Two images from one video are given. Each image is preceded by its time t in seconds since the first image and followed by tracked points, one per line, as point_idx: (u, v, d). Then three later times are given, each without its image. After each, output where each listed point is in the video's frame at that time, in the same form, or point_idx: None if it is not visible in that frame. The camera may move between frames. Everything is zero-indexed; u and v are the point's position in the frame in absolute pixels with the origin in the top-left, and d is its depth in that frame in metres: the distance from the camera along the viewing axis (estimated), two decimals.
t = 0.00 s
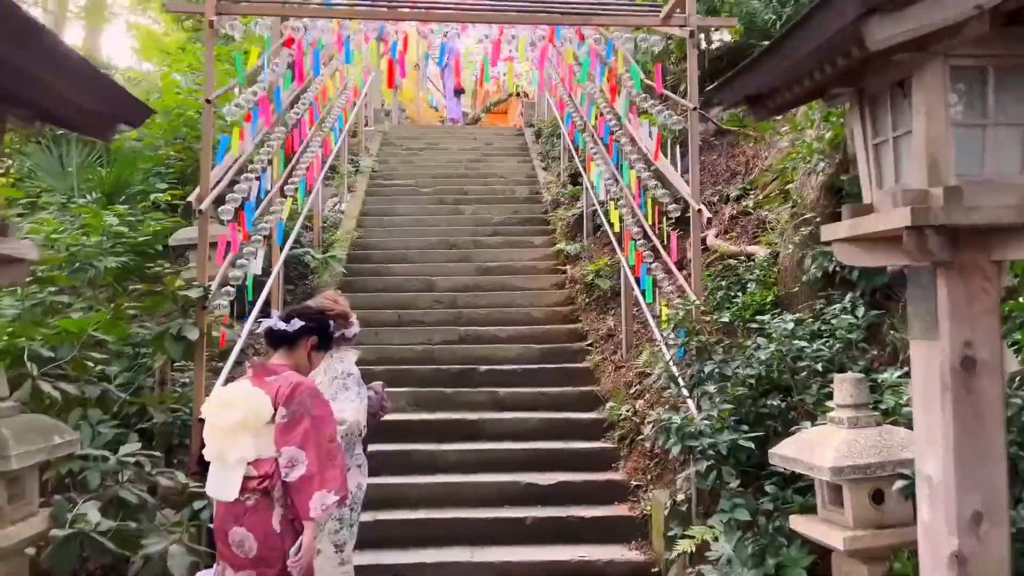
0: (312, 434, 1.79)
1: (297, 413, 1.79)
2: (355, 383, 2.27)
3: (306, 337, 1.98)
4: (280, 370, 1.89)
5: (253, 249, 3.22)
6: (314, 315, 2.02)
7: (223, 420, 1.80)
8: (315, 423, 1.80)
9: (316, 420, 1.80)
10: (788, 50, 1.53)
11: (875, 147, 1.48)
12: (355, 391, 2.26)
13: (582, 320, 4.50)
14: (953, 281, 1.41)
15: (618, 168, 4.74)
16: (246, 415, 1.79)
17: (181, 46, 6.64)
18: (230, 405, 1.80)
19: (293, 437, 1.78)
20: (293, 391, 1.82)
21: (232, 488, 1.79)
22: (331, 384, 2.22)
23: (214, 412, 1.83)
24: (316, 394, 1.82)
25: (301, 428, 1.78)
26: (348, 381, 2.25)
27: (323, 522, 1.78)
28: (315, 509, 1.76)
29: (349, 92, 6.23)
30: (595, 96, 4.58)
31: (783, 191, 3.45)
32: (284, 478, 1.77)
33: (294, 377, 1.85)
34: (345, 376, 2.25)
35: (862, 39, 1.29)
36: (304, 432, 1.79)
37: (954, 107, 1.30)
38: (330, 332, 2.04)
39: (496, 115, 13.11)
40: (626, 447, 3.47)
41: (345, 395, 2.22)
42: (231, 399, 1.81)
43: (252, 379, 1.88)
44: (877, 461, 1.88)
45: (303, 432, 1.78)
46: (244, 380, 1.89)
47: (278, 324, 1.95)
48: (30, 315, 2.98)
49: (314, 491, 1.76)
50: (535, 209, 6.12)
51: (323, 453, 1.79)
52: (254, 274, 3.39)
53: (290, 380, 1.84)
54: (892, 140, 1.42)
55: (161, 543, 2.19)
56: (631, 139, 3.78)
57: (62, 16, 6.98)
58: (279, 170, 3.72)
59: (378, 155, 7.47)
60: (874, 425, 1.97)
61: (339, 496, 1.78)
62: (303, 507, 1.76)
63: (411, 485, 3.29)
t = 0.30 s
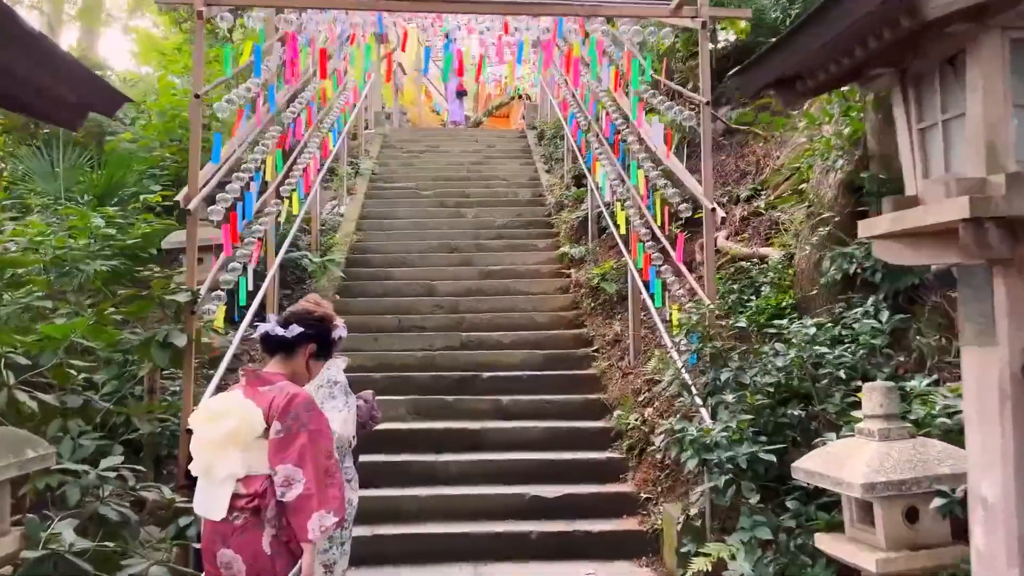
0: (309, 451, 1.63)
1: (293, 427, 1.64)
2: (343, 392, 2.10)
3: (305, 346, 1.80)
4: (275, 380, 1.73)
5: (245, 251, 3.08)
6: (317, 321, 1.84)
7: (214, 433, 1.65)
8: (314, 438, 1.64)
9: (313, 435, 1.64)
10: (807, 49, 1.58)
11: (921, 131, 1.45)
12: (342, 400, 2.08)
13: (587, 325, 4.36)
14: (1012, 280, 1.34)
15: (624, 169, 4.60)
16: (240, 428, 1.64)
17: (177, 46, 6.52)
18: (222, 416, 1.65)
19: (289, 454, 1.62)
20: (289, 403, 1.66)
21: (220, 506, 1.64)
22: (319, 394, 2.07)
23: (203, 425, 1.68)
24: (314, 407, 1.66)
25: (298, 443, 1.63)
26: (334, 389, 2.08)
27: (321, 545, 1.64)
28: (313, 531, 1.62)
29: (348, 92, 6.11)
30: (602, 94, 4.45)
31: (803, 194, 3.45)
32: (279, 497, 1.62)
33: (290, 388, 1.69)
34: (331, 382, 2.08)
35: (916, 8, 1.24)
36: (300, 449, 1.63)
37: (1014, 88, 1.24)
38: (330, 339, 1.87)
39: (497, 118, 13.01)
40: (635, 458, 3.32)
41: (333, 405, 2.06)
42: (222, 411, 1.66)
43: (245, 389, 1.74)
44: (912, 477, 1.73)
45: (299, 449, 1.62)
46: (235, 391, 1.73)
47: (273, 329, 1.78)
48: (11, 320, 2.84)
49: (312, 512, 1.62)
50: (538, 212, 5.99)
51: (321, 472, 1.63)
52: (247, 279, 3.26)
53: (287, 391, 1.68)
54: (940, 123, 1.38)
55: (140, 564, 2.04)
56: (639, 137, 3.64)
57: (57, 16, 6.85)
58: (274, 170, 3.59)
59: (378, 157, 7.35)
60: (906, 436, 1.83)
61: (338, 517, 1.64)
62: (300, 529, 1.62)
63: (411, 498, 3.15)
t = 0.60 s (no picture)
0: (285, 465, 1.44)
1: (266, 440, 1.45)
2: (316, 403, 1.96)
3: (282, 355, 1.61)
4: (246, 390, 1.55)
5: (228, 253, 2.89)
6: (296, 326, 1.64)
7: (175, 450, 1.46)
8: (289, 451, 1.46)
9: (290, 448, 1.45)
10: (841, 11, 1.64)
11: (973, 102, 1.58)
12: (314, 411, 1.93)
13: (591, 331, 4.18)
14: None
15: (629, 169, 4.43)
16: (203, 443, 1.45)
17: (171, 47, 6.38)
18: (185, 429, 1.46)
19: (263, 470, 1.43)
20: (261, 412, 1.47)
21: (180, 533, 1.45)
22: (291, 405, 1.92)
23: (164, 441, 1.49)
24: (289, 417, 1.48)
25: (271, 458, 1.44)
26: (305, 400, 1.94)
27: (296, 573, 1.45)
28: (289, 557, 1.43)
29: (345, 95, 5.96)
30: (606, 92, 4.28)
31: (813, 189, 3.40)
32: (249, 520, 1.43)
33: (262, 398, 1.51)
34: (301, 392, 1.94)
35: None
36: (275, 464, 1.44)
37: None
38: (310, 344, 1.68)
39: (499, 123, 12.84)
40: (643, 472, 3.13)
41: (305, 417, 1.91)
42: (186, 423, 1.47)
43: (211, 400, 1.54)
44: (959, 499, 1.54)
45: (274, 464, 1.43)
46: (200, 403, 1.54)
47: (246, 334, 1.60)
48: None
49: (287, 536, 1.43)
50: (540, 215, 5.81)
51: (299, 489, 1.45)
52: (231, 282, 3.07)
53: (258, 401, 1.50)
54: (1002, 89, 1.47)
55: None
56: (646, 134, 3.46)
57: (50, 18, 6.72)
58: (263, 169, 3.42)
59: (377, 161, 7.18)
60: (949, 453, 1.64)
61: (317, 541, 1.46)
62: (274, 555, 1.43)
63: (405, 515, 2.96)
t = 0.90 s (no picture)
0: (250, 491, 1.30)
1: (229, 462, 1.30)
2: (287, 420, 1.89)
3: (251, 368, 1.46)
4: (210, 406, 1.41)
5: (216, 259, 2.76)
6: (267, 335, 1.50)
7: (131, 473, 1.32)
8: (255, 474, 1.31)
9: (254, 471, 1.31)
10: None
11: None
12: (286, 428, 1.86)
13: (596, 339, 4.02)
14: None
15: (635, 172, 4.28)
16: (160, 465, 1.31)
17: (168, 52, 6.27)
18: (143, 450, 1.33)
19: (224, 496, 1.29)
20: (224, 431, 1.33)
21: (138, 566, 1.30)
22: (259, 421, 1.84)
23: (122, 463, 1.35)
24: (255, 436, 1.34)
25: (234, 482, 1.30)
26: (276, 416, 1.87)
27: None
28: None
29: (344, 99, 5.84)
30: (611, 92, 4.15)
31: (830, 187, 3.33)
32: (210, 552, 1.28)
33: (226, 415, 1.37)
34: (270, 408, 1.87)
35: None
36: (238, 489, 1.30)
37: None
38: (283, 355, 1.53)
39: (503, 129, 12.70)
40: (651, 489, 2.97)
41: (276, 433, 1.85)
42: (144, 443, 1.34)
43: (177, 418, 1.41)
44: (1006, 529, 1.38)
45: (235, 489, 1.29)
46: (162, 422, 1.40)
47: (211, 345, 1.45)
48: None
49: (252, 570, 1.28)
50: (543, 221, 5.67)
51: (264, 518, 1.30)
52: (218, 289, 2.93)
53: (221, 418, 1.36)
54: None
55: None
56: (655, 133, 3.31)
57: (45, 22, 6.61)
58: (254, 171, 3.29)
59: (377, 166, 7.05)
60: (992, 477, 1.48)
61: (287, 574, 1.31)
62: None
63: (400, 535, 2.81)
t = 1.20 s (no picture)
0: (204, 509, 1.25)
1: (183, 481, 1.25)
2: (259, 428, 1.79)
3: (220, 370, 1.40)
4: (165, 414, 1.35)
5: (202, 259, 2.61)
6: (235, 334, 1.44)
7: (79, 492, 1.27)
8: (210, 494, 1.26)
9: (209, 488, 1.25)
10: None
11: None
12: (260, 437, 1.77)
13: (604, 346, 3.85)
14: None
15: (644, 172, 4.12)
16: (108, 483, 1.26)
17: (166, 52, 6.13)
18: (92, 467, 1.28)
19: (177, 518, 1.24)
20: (176, 446, 1.27)
21: None
22: (229, 432, 1.72)
23: (69, 480, 1.30)
24: (208, 450, 1.27)
25: (187, 503, 1.24)
26: (248, 424, 1.76)
27: None
28: None
29: (344, 101, 5.70)
30: (619, 89, 4.00)
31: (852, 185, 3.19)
32: None
33: (181, 426, 1.30)
34: (241, 417, 1.75)
35: None
36: (192, 508, 1.24)
37: None
38: (254, 355, 1.46)
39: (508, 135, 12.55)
40: (663, 504, 2.80)
41: (248, 442, 1.74)
42: (93, 460, 1.29)
43: (131, 429, 1.35)
44: None
45: (188, 508, 1.24)
46: (116, 432, 1.36)
47: (172, 346, 1.37)
48: None
49: None
50: (549, 224, 5.51)
51: (219, 537, 1.25)
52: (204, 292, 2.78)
53: (175, 430, 1.30)
54: None
55: None
56: (668, 127, 3.15)
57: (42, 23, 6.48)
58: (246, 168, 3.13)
59: (379, 170, 6.90)
60: None
61: None
62: None
63: (397, 552, 2.64)
